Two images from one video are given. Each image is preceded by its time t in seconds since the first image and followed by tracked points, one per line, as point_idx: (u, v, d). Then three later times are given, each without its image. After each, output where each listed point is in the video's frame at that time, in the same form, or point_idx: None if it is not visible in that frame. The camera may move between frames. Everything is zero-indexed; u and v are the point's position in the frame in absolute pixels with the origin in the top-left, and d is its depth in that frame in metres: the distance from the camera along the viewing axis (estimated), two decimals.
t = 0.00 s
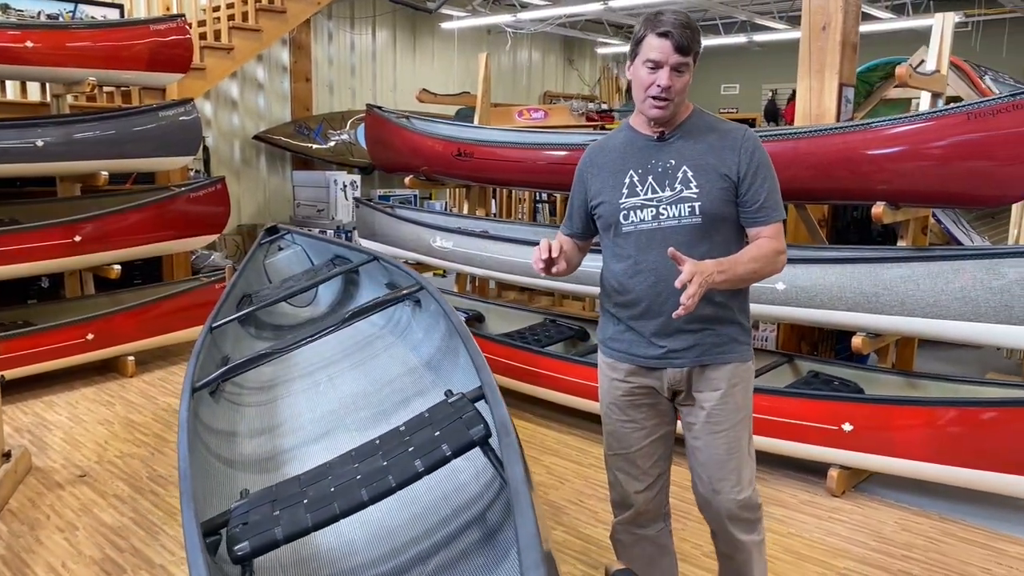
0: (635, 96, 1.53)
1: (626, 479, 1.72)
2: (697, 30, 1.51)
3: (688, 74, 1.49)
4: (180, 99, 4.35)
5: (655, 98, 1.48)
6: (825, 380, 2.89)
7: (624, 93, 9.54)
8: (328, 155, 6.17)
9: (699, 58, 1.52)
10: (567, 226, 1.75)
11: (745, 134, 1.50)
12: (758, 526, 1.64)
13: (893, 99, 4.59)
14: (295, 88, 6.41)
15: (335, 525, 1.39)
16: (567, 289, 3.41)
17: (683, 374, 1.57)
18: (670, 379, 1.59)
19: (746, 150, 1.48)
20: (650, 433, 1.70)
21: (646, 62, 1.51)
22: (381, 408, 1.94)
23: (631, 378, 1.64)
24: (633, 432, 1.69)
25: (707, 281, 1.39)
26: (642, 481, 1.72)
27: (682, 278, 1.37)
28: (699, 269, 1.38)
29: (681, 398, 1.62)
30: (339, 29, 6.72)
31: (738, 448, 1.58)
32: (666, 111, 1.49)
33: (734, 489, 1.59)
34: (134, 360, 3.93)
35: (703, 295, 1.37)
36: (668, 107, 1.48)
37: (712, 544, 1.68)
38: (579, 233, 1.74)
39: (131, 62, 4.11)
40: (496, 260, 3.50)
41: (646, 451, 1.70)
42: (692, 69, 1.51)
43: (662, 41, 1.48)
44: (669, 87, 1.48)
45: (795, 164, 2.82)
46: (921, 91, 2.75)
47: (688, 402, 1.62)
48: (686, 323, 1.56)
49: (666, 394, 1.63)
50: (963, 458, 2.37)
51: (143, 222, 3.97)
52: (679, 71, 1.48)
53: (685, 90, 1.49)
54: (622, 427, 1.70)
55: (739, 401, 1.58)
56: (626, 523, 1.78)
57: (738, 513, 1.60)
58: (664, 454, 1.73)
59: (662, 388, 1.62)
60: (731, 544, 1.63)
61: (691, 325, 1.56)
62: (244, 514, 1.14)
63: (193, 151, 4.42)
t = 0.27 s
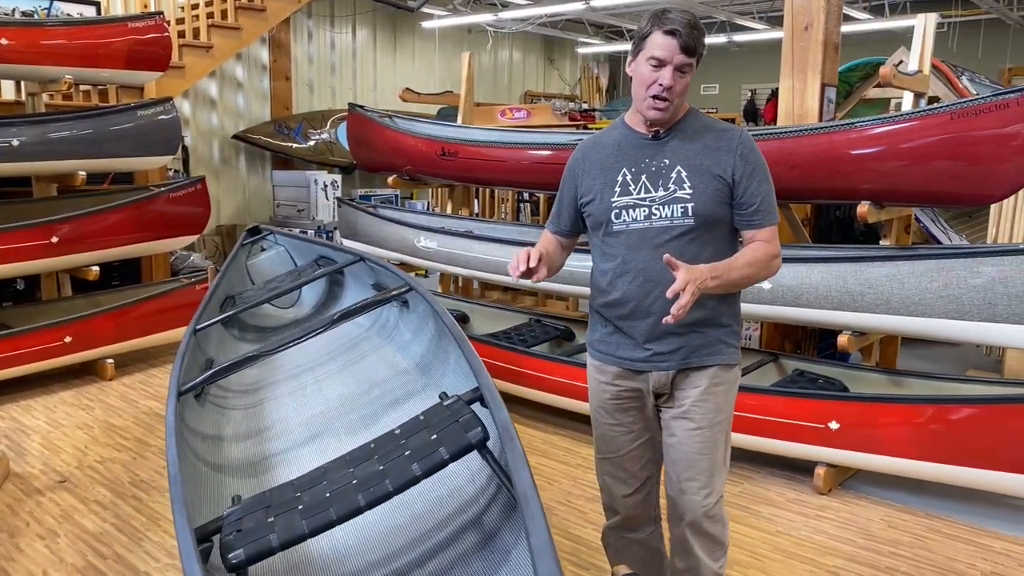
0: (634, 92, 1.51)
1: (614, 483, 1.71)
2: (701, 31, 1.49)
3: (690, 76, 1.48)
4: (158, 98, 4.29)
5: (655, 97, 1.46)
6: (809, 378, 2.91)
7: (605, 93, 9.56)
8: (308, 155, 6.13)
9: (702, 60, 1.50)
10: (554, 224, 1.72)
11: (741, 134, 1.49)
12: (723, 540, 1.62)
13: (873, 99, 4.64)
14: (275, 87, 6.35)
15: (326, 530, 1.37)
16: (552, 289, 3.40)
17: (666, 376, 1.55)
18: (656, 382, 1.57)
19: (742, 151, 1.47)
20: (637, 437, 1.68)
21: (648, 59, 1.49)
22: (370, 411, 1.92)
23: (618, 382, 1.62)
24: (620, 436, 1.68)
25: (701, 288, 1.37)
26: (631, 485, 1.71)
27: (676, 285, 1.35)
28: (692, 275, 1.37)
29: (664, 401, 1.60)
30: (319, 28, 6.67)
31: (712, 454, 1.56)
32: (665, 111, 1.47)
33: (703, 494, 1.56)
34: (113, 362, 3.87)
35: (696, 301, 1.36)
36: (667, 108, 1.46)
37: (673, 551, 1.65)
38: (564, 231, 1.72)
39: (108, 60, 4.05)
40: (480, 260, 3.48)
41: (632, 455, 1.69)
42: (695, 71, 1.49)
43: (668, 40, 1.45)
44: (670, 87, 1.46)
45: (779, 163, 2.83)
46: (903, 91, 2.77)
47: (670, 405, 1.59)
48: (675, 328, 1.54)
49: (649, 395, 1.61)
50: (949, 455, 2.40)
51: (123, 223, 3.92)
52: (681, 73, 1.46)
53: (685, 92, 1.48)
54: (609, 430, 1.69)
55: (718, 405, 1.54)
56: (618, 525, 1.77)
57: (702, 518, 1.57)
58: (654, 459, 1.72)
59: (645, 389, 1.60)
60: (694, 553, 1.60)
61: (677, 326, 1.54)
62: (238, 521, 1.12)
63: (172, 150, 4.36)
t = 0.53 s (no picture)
0: (629, 89, 1.45)
1: (591, 484, 1.66)
2: (704, 31, 1.42)
3: (688, 78, 1.42)
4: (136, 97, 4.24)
5: (651, 100, 1.40)
6: (792, 375, 2.93)
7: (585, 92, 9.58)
8: (287, 155, 6.08)
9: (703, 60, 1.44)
10: (539, 214, 1.68)
11: (736, 138, 1.43)
12: (693, 559, 1.51)
13: (852, 99, 4.68)
14: (254, 86, 6.30)
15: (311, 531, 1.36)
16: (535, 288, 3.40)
17: (635, 381, 1.50)
18: (625, 386, 1.52)
19: (731, 157, 1.40)
20: (615, 441, 1.63)
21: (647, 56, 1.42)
22: (356, 411, 1.90)
23: (594, 382, 1.59)
24: (598, 437, 1.63)
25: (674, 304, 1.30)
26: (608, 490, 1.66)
27: (645, 306, 1.29)
28: (663, 292, 1.30)
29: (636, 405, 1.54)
30: (298, 27, 6.63)
31: (679, 464, 1.48)
32: (660, 113, 1.42)
33: (665, 505, 1.48)
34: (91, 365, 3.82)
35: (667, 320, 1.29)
36: (663, 111, 1.41)
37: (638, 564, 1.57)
38: (549, 223, 1.68)
39: (85, 58, 3.99)
40: (463, 259, 3.47)
41: (610, 459, 1.63)
42: (694, 72, 1.43)
43: (668, 40, 1.39)
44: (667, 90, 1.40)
45: (761, 161, 2.84)
46: (883, 90, 2.79)
47: (640, 412, 1.53)
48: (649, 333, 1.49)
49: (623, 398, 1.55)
50: (930, 450, 2.42)
51: (100, 223, 3.87)
52: (680, 75, 1.40)
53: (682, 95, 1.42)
54: (587, 431, 1.64)
55: (687, 414, 1.47)
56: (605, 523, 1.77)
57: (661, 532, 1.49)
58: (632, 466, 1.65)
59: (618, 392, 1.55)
60: (656, 566, 1.52)
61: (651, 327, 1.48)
62: (225, 523, 1.10)
63: (150, 150, 4.31)
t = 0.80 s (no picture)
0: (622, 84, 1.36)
1: (571, 485, 1.64)
2: (704, 22, 1.32)
3: (684, 76, 1.33)
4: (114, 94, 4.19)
5: (644, 99, 1.32)
6: (774, 370, 2.94)
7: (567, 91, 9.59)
8: (268, 153, 6.04)
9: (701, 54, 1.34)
10: (531, 206, 1.62)
11: (724, 147, 1.33)
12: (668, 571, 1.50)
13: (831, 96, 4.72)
14: (234, 83, 6.25)
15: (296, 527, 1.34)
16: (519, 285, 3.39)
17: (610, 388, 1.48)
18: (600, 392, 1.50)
19: (713, 168, 1.31)
20: (593, 443, 1.61)
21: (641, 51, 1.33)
22: (340, 406, 1.89)
23: (572, 385, 1.57)
24: (577, 439, 1.62)
25: (630, 344, 1.19)
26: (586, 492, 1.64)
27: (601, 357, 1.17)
28: (621, 328, 1.19)
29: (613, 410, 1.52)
30: (278, 25, 6.59)
31: (651, 474, 1.47)
32: (652, 113, 1.34)
33: (638, 515, 1.48)
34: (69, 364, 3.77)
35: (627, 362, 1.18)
36: (657, 111, 1.33)
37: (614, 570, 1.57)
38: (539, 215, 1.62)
39: (62, 54, 3.95)
40: (446, 256, 3.46)
41: (588, 462, 1.61)
42: (691, 68, 1.33)
43: (664, 35, 1.29)
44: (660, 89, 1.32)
45: (744, 157, 2.85)
46: (863, 86, 2.82)
47: (617, 418, 1.51)
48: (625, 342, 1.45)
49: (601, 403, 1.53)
50: (911, 443, 2.44)
51: (79, 221, 3.83)
52: (676, 73, 1.31)
53: (679, 93, 1.34)
54: (566, 432, 1.63)
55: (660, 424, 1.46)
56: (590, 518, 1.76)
57: (633, 543, 1.48)
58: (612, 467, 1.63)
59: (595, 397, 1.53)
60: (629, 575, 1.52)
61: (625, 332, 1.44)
62: (209, 517, 1.09)
63: (129, 147, 4.26)
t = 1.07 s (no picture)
0: (602, 76, 1.24)
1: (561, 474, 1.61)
2: (695, 14, 1.16)
3: (670, 74, 1.20)
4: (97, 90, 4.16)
5: (625, 102, 1.21)
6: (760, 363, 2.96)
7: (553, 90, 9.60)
8: (253, 151, 6.01)
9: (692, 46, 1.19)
10: (513, 188, 1.52)
11: (705, 150, 1.23)
12: (658, 566, 1.49)
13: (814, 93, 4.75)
14: (218, 81, 6.22)
15: (283, 516, 1.34)
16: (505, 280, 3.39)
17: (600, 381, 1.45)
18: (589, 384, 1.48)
19: (690, 175, 1.22)
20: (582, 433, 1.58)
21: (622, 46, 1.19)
22: (325, 398, 1.88)
23: (561, 376, 1.54)
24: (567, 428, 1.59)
25: (593, 391, 1.12)
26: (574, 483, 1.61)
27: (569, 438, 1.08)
28: (583, 381, 1.13)
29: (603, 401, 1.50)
30: (263, 22, 6.56)
31: (641, 470, 1.46)
32: (635, 113, 1.23)
33: (629, 509, 1.46)
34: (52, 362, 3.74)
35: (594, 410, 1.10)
36: (639, 112, 1.22)
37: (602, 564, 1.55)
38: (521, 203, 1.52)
39: (43, 49, 3.91)
40: (433, 251, 3.45)
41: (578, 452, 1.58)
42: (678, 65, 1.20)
43: (650, 34, 1.15)
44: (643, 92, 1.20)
45: (729, 151, 2.86)
46: (847, 80, 2.84)
47: (609, 409, 1.49)
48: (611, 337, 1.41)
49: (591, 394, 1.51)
50: (895, 433, 2.46)
51: (62, 218, 3.79)
52: (662, 73, 1.19)
53: (664, 91, 1.22)
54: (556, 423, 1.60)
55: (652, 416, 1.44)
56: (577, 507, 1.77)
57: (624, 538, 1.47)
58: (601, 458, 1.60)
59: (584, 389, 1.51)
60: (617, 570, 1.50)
61: (610, 330, 1.40)
62: (192, 503, 1.08)
63: (112, 143, 4.23)
